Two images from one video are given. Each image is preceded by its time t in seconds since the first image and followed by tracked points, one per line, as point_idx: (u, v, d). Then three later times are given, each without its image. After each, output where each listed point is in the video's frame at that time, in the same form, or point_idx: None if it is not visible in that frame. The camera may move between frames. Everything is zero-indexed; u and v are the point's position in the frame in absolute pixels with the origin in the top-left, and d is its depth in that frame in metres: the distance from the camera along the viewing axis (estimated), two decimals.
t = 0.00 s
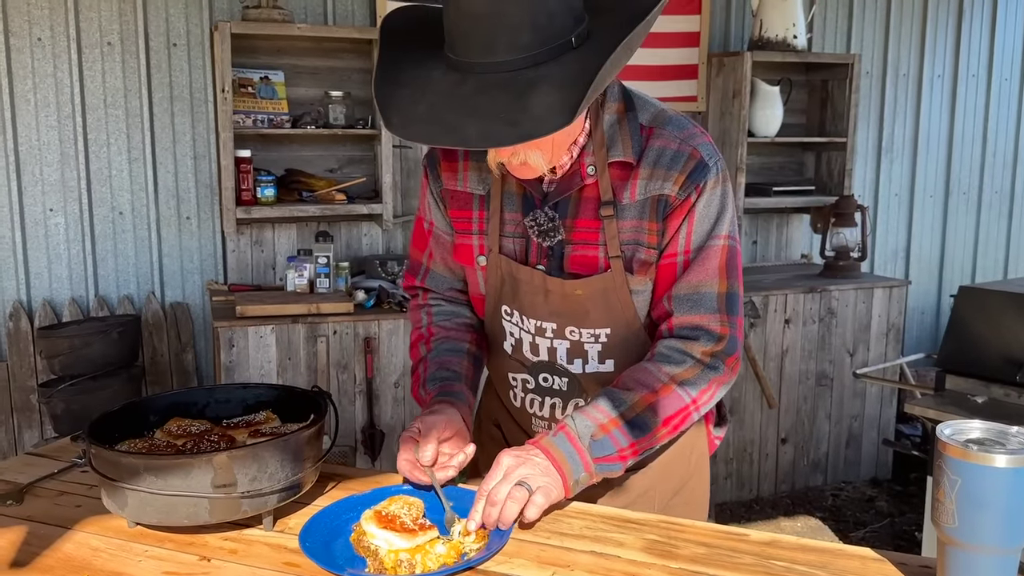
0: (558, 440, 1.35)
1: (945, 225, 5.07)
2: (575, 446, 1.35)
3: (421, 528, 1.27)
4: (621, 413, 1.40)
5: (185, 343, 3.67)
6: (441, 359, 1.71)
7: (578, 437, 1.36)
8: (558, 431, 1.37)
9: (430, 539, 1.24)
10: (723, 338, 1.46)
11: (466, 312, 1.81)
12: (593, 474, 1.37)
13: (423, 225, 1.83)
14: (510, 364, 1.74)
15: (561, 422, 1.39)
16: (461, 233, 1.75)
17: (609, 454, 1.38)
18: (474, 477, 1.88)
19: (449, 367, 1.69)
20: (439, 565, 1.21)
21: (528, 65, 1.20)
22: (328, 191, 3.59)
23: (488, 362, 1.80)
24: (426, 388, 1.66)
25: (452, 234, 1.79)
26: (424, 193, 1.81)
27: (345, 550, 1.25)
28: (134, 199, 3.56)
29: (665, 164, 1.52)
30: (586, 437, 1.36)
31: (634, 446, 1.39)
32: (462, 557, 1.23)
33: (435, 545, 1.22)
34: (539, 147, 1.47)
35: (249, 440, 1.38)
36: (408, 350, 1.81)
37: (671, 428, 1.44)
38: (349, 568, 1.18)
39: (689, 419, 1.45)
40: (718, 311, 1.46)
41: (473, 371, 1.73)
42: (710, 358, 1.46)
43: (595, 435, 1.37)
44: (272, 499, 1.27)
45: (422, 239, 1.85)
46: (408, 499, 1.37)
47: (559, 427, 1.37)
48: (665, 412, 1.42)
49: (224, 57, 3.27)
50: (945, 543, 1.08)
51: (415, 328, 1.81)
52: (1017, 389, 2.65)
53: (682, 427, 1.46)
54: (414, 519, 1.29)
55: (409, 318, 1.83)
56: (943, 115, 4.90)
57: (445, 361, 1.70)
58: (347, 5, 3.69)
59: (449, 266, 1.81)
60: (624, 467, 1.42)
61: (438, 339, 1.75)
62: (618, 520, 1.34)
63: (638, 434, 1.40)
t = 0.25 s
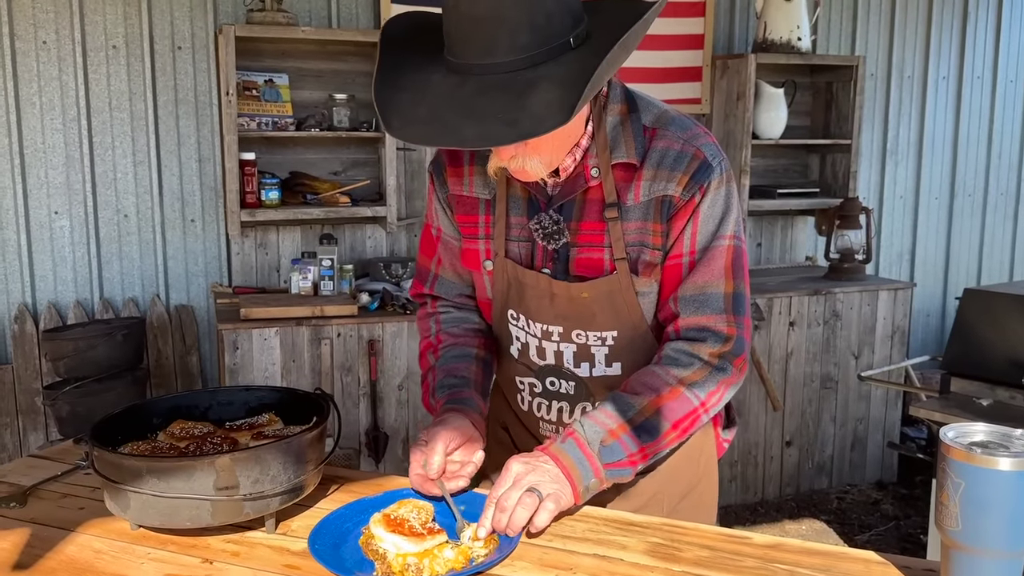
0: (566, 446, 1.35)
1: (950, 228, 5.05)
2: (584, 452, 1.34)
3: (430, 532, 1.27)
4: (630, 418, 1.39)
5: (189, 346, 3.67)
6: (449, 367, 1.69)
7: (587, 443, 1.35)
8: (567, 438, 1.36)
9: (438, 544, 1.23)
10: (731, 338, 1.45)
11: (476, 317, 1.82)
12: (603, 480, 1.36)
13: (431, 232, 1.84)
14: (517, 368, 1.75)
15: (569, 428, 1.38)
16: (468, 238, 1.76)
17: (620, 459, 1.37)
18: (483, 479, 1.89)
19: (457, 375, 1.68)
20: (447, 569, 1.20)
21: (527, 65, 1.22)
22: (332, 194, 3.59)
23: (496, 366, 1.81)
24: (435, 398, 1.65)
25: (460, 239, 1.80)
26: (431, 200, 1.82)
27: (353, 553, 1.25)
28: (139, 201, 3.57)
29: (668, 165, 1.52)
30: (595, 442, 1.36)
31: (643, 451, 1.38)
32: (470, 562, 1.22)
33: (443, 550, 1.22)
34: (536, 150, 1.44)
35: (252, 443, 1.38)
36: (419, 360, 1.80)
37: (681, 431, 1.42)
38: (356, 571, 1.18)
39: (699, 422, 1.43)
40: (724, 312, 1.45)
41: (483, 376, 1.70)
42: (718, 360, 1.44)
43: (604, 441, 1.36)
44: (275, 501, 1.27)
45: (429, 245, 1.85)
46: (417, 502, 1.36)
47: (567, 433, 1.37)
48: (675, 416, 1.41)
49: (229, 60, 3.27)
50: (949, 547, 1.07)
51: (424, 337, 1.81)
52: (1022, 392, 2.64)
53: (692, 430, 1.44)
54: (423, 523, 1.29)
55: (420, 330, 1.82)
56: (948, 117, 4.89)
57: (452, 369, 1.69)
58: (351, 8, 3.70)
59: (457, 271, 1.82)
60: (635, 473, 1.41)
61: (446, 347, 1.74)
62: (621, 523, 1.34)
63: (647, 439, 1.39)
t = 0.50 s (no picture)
0: (568, 439, 1.36)
1: (952, 231, 5.05)
2: (585, 447, 1.36)
3: (430, 536, 1.26)
4: (631, 414, 1.40)
5: (191, 349, 3.68)
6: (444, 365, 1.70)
7: (588, 437, 1.37)
8: (569, 432, 1.37)
9: (438, 547, 1.23)
10: (734, 340, 1.45)
11: (475, 318, 1.82)
12: (603, 475, 1.37)
13: (431, 235, 1.84)
14: (517, 371, 1.75)
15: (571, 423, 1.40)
16: (468, 241, 1.75)
17: (620, 454, 1.38)
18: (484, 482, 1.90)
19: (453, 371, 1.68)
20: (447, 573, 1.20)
21: (526, 67, 1.22)
22: (334, 198, 3.59)
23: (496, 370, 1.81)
24: (430, 394, 1.66)
25: (459, 242, 1.80)
26: (432, 203, 1.82)
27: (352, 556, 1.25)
28: (141, 205, 3.57)
29: (668, 167, 1.52)
30: (596, 437, 1.37)
31: (643, 448, 1.40)
32: (471, 566, 1.22)
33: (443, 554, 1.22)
34: (535, 152, 1.45)
35: (252, 447, 1.38)
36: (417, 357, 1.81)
37: (682, 430, 1.43)
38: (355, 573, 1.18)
39: (701, 421, 1.44)
40: (727, 314, 1.45)
41: (479, 375, 1.71)
42: (721, 360, 1.45)
43: (605, 436, 1.38)
44: (275, 505, 1.26)
45: (429, 248, 1.85)
46: (418, 506, 1.36)
47: (569, 427, 1.38)
48: (677, 414, 1.42)
49: (230, 65, 3.28)
50: (950, 552, 1.07)
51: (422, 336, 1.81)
52: None
53: (693, 429, 1.45)
54: (423, 527, 1.29)
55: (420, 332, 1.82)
56: (950, 120, 4.89)
57: (448, 367, 1.69)
58: (353, 12, 3.71)
59: (456, 274, 1.82)
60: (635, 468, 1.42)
61: (443, 346, 1.75)
62: (622, 527, 1.34)
63: (648, 435, 1.41)
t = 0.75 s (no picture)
0: (569, 426, 1.36)
1: (952, 235, 5.05)
2: (586, 434, 1.35)
3: (429, 541, 1.27)
4: (633, 404, 1.40)
5: (192, 354, 3.68)
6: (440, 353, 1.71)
7: (589, 425, 1.37)
8: (570, 418, 1.37)
9: (437, 553, 1.24)
10: (736, 340, 1.46)
11: (471, 316, 1.82)
12: (601, 464, 1.37)
13: (430, 235, 1.85)
14: (514, 373, 1.75)
15: (573, 411, 1.40)
16: (466, 242, 1.77)
17: (618, 443, 1.38)
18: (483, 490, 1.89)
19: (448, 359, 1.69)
20: None
21: (526, 67, 1.23)
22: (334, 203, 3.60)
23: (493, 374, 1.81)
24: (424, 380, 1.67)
25: (457, 244, 1.82)
26: (431, 204, 1.84)
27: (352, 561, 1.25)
28: (142, 210, 3.58)
29: (666, 170, 1.53)
30: (596, 424, 1.37)
31: (643, 439, 1.39)
32: (471, 570, 1.22)
33: (442, 559, 1.23)
34: (535, 152, 1.44)
35: (252, 452, 1.38)
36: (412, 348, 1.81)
37: (682, 424, 1.43)
38: None
39: (701, 417, 1.44)
40: (728, 316, 1.46)
41: (473, 367, 1.72)
42: (723, 358, 1.45)
43: (606, 424, 1.37)
44: (274, 511, 1.27)
45: (428, 248, 1.86)
46: (417, 512, 1.36)
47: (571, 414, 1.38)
48: (677, 408, 1.42)
49: (231, 70, 3.29)
50: (948, 558, 1.07)
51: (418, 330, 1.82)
52: None
53: (693, 425, 1.45)
54: (422, 532, 1.29)
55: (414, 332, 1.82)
56: (949, 125, 4.89)
57: (444, 355, 1.70)
58: (354, 17, 3.71)
59: (454, 275, 1.83)
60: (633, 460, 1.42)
61: (439, 337, 1.75)
62: (621, 532, 1.34)
63: (648, 426, 1.40)
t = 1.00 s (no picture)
0: (568, 397, 1.38)
1: (951, 241, 5.06)
2: (585, 406, 1.38)
3: (429, 547, 1.27)
4: (633, 381, 1.42)
5: (191, 360, 3.68)
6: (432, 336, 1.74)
7: (589, 397, 1.39)
8: (570, 391, 1.40)
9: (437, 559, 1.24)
10: (737, 331, 1.46)
11: (465, 312, 1.82)
12: (596, 438, 1.38)
13: (429, 233, 1.86)
14: (510, 374, 1.73)
15: (572, 385, 1.42)
16: (466, 239, 1.77)
17: (616, 418, 1.39)
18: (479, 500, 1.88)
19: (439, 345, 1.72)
20: None
21: (531, 62, 1.24)
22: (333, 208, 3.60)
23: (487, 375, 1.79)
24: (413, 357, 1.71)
25: (456, 241, 1.83)
26: (432, 201, 1.84)
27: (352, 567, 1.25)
28: (141, 216, 3.58)
29: (667, 167, 1.54)
30: (594, 396, 1.39)
31: (642, 417, 1.41)
32: None
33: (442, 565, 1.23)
34: (538, 147, 1.48)
35: (252, 458, 1.38)
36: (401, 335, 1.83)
37: (681, 407, 1.44)
38: None
39: (700, 403, 1.45)
40: (729, 309, 1.46)
41: (463, 356, 1.75)
42: (724, 347, 1.46)
43: (605, 398, 1.40)
44: (274, 517, 1.27)
45: (426, 245, 1.87)
46: (417, 517, 1.36)
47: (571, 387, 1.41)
48: (677, 389, 1.43)
49: (231, 76, 3.29)
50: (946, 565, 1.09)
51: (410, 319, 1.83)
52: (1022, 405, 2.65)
53: (692, 410, 1.46)
54: (422, 538, 1.29)
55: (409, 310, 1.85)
56: (947, 131, 4.91)
57: (436, 339, 1.73)
58: (353, 24, 3.73)
59: (450, 273, 1.83)
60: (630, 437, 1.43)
61: (431, 323, 1.77)
62: (620, 538, 1.34)
63: (647, 404, 1.41)
